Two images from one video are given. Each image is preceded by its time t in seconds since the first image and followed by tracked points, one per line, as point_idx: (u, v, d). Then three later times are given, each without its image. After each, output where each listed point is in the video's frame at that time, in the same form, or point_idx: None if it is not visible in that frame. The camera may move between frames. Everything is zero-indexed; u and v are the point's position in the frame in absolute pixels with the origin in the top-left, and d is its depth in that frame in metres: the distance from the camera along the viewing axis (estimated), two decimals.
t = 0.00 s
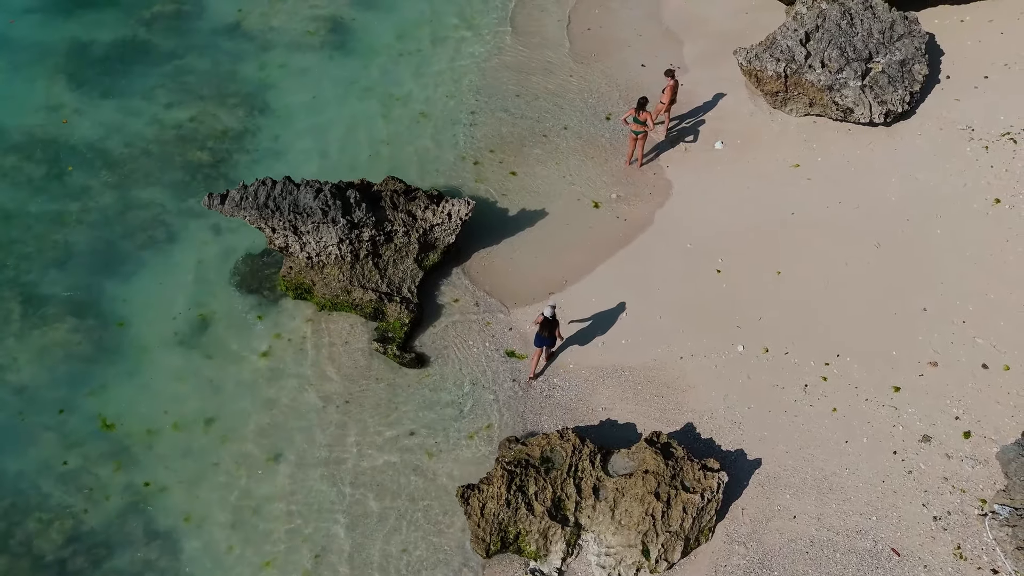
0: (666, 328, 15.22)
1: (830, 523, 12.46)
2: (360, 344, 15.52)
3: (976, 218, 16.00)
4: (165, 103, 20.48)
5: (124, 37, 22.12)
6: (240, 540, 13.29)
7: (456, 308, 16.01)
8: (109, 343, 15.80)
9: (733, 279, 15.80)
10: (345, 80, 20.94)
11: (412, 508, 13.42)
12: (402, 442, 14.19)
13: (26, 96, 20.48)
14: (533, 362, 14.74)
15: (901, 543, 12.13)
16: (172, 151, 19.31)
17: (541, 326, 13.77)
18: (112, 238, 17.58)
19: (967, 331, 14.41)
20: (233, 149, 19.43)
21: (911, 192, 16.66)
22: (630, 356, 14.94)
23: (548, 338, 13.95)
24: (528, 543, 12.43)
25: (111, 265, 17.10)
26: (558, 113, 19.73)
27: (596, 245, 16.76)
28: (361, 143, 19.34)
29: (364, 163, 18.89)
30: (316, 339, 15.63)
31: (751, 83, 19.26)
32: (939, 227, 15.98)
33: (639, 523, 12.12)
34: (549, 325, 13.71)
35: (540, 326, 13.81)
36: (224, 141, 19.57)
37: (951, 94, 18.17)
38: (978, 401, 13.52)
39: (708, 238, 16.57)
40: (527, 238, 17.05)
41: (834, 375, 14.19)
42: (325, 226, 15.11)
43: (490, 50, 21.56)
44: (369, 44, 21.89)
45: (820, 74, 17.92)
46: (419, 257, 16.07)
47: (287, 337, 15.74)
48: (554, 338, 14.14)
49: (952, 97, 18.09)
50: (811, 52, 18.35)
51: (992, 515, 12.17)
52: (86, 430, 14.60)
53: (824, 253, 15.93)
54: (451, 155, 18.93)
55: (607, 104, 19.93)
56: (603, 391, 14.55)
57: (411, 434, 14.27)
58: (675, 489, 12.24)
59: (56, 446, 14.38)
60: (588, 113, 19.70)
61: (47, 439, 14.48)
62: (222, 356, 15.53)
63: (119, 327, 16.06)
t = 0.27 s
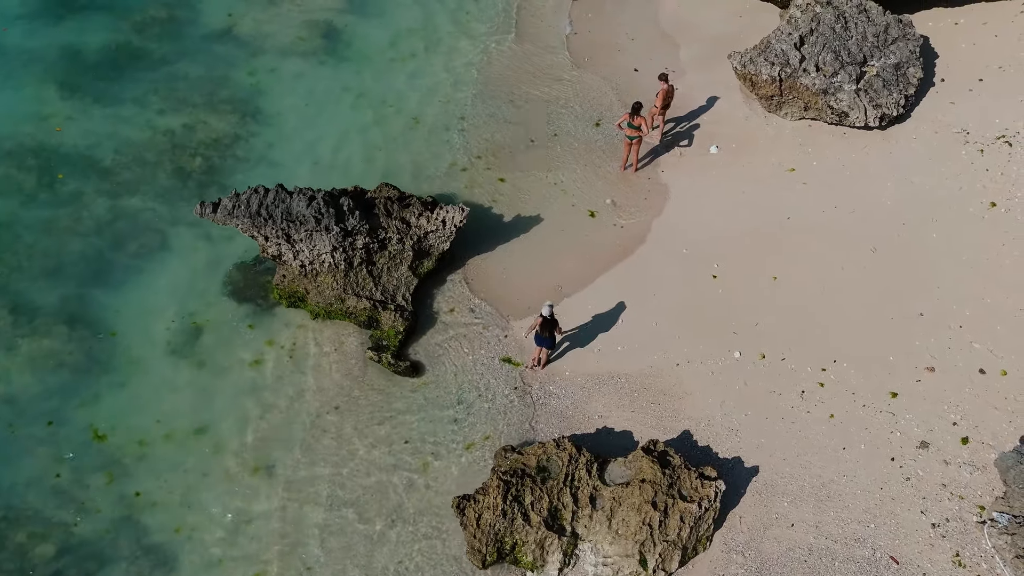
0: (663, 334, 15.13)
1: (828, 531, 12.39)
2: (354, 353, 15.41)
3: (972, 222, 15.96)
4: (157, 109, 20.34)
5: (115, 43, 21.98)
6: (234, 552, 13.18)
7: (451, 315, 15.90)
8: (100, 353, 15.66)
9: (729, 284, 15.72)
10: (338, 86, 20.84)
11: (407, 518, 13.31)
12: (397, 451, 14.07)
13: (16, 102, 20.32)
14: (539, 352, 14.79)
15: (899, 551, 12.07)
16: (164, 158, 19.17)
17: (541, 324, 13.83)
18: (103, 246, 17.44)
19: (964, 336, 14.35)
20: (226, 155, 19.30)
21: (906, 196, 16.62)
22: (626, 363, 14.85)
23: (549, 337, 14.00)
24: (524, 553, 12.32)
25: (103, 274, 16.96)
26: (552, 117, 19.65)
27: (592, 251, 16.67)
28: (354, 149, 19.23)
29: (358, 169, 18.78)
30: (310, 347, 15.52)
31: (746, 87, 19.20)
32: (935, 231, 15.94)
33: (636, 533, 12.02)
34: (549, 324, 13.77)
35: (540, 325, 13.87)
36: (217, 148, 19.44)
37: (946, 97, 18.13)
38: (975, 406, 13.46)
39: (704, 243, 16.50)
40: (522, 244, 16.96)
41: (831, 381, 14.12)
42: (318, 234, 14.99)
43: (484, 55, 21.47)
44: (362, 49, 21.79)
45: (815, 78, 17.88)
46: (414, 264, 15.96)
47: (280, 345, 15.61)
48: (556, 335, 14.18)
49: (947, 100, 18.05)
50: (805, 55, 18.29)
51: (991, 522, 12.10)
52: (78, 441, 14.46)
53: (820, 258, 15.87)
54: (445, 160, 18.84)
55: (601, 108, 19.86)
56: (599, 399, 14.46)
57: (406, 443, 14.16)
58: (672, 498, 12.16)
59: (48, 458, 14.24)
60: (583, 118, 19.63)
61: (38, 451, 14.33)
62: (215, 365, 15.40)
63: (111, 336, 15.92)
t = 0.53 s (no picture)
0: (658, 339, 15.06)
1: (826, 537, 12.33)
2: (348, 360, 15.30)
3: (967, 224, 15.93)
4: (148, 115, 20.19)
5: (106, 48, 21.82)
6: (228, 563, 13.06)
7: (445, 322, 15.81)
8: (92, 362, 15.51)
9: (724, 288, 15.66)
10: (330, 90, 20.71)
11: (403, 527, 13.20)
12: (392, 460, 13.96)
13: (6, 109, 20.15)
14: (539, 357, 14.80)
15: (898, 557, 12.02)
16: (156, 164, 19.03)
17: (538, 324, 13.83)
18: (95, 254, 17.29)
19: (960, 340, 14.31)
20: (218, 161, 19.16)
21: (901, 199, 16.59)
22: (622, 368, 14.78)
23: (547, 338, 13.98)
24: (520, 562, 12.22)
25: (94, 282, 16.81)
26: (546, 121, 19.58)
27: (587, 256, 16.59)
28: (347, 154, 19.12)
29: (351, 174, 18.66)
30: (304, 355, 15.40)
31: (740, 90, 19.16)
32: (930, 234, 15.91)
33: (633, 541, 11.94)
34: (547, 323, 13.76)
35: (537, 324, 13.87)
36: (209, 154, 19.30)
37: (940, 98, 18.11)
38: (972, 410, 13.41)
39: (699, 247, 16.44)
40: (517, 249, 16.88)
41: (828, 385, 14.07)
42: (311, 241, 14.89)
43: (477, 58, 21.39)
44: (355, 53, 21.68)
45: (809, 80, 17.84)
46: (408, 270, 15.85)
47: (274, 353, 15.49)
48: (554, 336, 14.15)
49: (941, 102, 18.03)
50: (799, 58, 18.24)
51: (989, 528, 12.04)
52: (69, 452, 14.31)
53: (815, 261, 15.82)
54: (439, 165, 18.74)
55: (595, 112, 19.80)
56: (595, 405, 14.38)
57: (402, 451, 14.05)
58: (669, 505, 12.09)
59: (39, 469, 14.09)
60: (577, 121, 19.56)
61: (29, 462, 14.18)
62: (208, 374, 15.27)
63: (102, 345, 15.77)
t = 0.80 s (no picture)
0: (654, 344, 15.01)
1: (824, 542, 12.29)
2: (343, 368, 15.21)
3: (962, 227, 15.92)
4: (140, 122, 20.09)
5: (97, 55, 21.72)
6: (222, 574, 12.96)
7: (441, 329, 15.74)
8: (84, 371, 15.38)
9: (720, 293, 15.62)
10: (324, 96, 20.65)
11: (399, 536, 13.11)
12: (388, 468, 13.87)
13: None
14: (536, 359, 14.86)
15: (896, 562, 11.99)
16: (148, 171, 18.92)
17: (536, 319, 13.83)
18: (87, 262, 17.17)
19: (957, 343, 14.29)
20: (211, 169, 19.07)
21: (896, 201, 16.59)
22: (619, 374, 14.73)
23: (545, 333, 13.97)
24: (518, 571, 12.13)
25: (86, 290, 16.69)
26: (540, 126, 19.55)
27: (582, 261, 16.54)
28: (341, 160, 19.05)
29: (344, 180, 18.59)
30: (298, 362, 15.31)
31: (734, 94, 19.17)
32: (925, 237, 15.90)
33: (631, 548, 11.87)
34: (545, 318, 13.78)
35: (535, 319, 13.87)
36: (201, 160, 19.20)
37: (933, 101, 18.14)
38: (969, 414, 13.39)
39: (694, 252, 16.41)
40: (512, 255, 16.82)
41: (825, 390, 14.03)
42: (305, 249, 14.81)
43: (471, 64, 21.36)
44: (348, 59, 21.62)
45: (803, 84, 17.87)
46: (402, 277, 15.77)
47: (268, 361, 15.39)
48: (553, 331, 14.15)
49: (935, 105, 18.05)
50: (793, 61, 18.26)
51: (987, 532, 12.04)
52: (61, 462, 14.19)
53: (811, 265, 15.80)
54: (433, 171, 18.68)
55: (589, 116, 19.77)
56: (592, 411, 14.32)
57: (397, 459, 13.96)
58: (667, 512, 12.03)
59: (31, 480, 13.96)
60: (571, 126, 19.53)
61: (21, 473, 14.05)
62: (202, 383, 15.16)
63: (94, 354, 15.65)
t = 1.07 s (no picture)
0: (651, 351, 14.96)
1: (824, 550, 12.25)
2: (339, 377, 15.12)
3: (958, 232, 15.92)
4: (134, 130, 20.00)
5: (91, 64, 21.63)
6: None
7: (437, 337, 15.66)
8: (77, 382, 15.26)
9: (717, 299, 15.58)
10: (318, 103, 20.59)
11: (396, 546, 13.02)
12: (384, 478, 13.79)
13: None
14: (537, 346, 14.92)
15: (895, 570, 11.95)
16: (142, 180, 18.83)
17: (534, 317, 13.83)
18: (80, 272, 17.07)
19: (954, 349, 14.27)
20: (205, 177, 18.99)
21: (892, 206, 16.59)
22: (616, 382, 14.67)
23: (541, 331, 14.01)
24: None
25: (80, 300, 16.59)
26: (535, 133, 19.53)
27: (578, 268, 16.49)
28: (336, 168, 18.99)
29: (340, 188, 18.54)
30: (294, 372, 15.22)
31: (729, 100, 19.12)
32: (921, 242, 15.90)
33: (630, 558, 11.80)
34: (542, 316, 13.79)
35: (534, 318, 13.87)
36: (195, 169, 19.12)
37: (928, 106, 18.17)
38: (967, 420, 13.37)
39: (691, 258, 16.37)
40: (508, 262, 16.77)
41: (823, 396, 13.99)
42: (300, 258, 14.74)
43: (465, 70, 21.32)
44: (342, 66, 21.57)
45: (798, 90, 17.80)
46: (398, 285, 15.68)
47: (263, 370, 15.30)
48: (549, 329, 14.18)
49: (929, 110, 18.08)
50: (788, 67, 18.23)
51: (987, 539, 11.99)
52: (55, 474, 14.07)
53: (808, 271, 15.77)
54: (428, 178, 18.64)
55: (584, 123, 19.76)
56: (589, 419, 14.27)
57: (394, 468, 13.87)
58: (665, 521, 11.96)
59: (25, 493, 13.85)
60: (566, 132, 19.51)
61: (14, 486, 13.94)
62: (197, 393, 15.06)
63: (88, 365, 15.54)
